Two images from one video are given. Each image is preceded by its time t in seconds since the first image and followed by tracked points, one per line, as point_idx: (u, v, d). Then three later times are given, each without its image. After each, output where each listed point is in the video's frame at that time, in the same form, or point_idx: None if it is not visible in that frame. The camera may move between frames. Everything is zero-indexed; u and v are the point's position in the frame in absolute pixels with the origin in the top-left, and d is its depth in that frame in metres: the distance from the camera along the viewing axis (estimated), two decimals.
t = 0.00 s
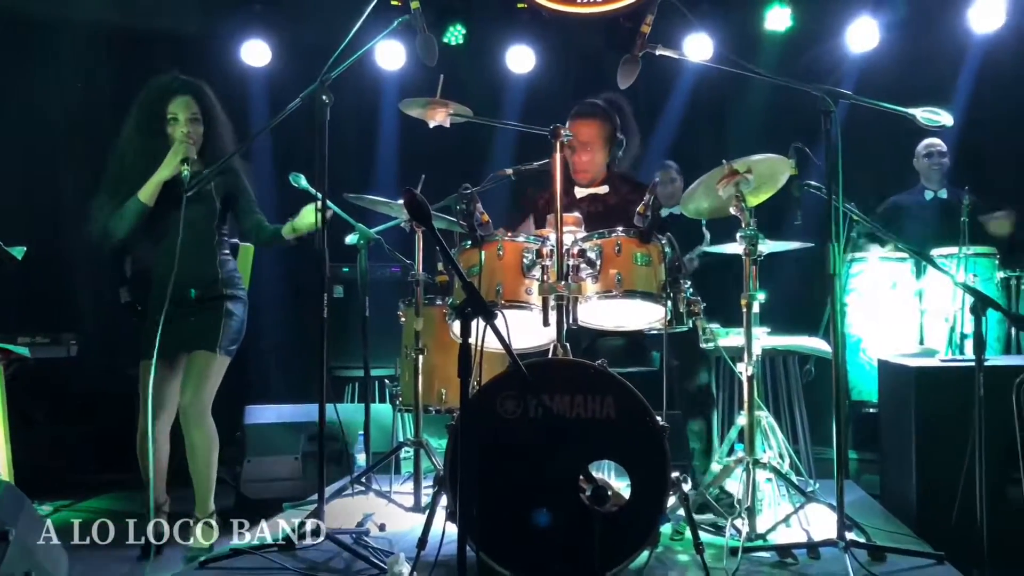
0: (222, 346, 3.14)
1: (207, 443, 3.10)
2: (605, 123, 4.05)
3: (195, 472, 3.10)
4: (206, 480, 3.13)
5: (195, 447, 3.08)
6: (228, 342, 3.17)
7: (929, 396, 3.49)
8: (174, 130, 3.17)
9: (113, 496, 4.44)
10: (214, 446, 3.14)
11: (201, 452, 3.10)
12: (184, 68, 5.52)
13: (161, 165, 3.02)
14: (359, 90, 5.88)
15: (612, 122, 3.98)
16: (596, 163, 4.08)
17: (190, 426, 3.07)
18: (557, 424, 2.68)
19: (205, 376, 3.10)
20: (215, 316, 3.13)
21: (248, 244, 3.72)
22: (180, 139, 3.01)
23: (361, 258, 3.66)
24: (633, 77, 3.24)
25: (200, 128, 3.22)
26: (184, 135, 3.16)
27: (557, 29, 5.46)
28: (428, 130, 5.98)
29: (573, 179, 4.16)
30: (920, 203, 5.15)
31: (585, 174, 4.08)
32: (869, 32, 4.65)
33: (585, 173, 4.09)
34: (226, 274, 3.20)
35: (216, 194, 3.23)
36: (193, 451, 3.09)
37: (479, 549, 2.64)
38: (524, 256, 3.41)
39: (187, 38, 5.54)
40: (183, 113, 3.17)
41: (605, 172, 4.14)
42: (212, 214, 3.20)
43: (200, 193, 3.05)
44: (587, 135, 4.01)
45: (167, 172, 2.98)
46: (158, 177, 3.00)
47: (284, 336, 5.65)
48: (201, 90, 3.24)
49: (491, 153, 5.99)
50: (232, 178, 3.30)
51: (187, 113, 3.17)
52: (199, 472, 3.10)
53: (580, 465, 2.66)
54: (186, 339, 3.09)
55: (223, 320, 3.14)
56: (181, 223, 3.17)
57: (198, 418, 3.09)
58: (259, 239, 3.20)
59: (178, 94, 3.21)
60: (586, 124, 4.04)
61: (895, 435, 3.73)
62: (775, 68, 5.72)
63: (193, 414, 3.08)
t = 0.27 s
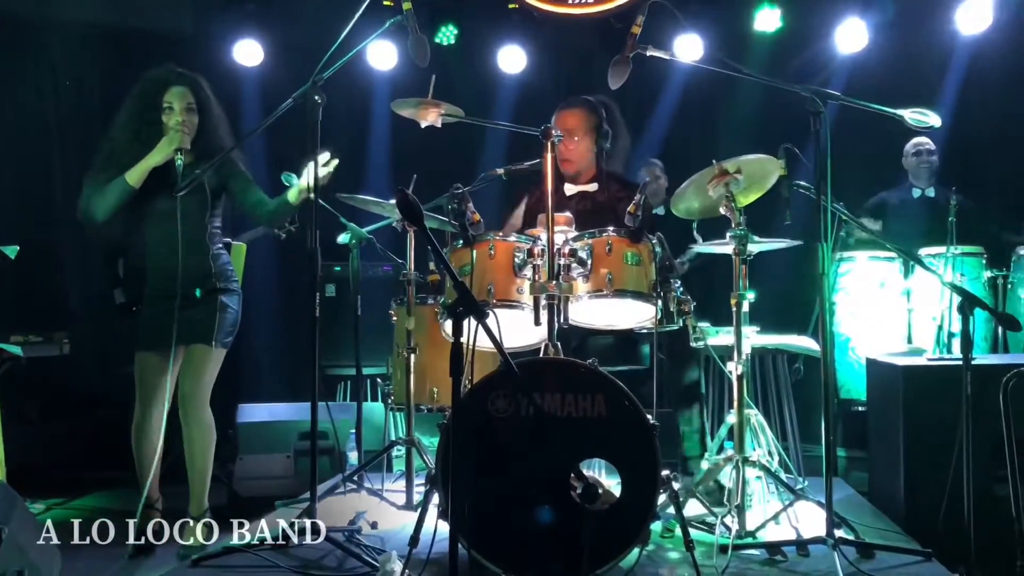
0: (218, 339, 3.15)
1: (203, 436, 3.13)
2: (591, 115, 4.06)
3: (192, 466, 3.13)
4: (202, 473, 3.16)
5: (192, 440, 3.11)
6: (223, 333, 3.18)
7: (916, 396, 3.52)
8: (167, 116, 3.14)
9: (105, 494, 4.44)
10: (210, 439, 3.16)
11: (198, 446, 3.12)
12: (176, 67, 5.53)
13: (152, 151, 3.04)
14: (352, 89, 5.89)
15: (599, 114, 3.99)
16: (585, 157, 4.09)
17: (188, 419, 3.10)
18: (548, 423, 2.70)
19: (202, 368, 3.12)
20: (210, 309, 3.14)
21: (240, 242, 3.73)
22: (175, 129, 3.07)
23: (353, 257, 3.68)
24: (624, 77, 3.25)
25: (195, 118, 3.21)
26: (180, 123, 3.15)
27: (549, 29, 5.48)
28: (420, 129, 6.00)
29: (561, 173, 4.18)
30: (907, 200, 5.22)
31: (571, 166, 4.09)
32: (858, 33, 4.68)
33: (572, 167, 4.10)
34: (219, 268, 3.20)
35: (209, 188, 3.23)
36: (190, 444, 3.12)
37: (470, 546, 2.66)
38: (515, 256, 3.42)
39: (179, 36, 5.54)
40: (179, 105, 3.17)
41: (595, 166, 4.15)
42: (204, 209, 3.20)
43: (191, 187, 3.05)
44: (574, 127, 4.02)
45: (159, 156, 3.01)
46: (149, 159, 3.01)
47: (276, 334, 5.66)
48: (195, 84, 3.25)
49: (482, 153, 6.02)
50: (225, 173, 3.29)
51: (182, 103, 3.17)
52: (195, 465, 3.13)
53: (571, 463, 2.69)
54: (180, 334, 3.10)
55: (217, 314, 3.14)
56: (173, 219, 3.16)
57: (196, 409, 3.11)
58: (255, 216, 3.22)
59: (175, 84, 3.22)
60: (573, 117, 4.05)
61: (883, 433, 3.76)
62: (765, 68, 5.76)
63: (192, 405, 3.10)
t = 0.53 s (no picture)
0: (210, 342, 3.18)
1: (196, 438, 3.16)
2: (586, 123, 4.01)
3: (184, 469, 3.16)
4: (194, 475, 3.19)
5: (184, 442, 3.14)
6: (215, 336, 3.20)
7: (906, 395, 3.56)
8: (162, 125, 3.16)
9: (99, 493, 4.44)
10: (202, 442, 3.19)
11: (189, 449, 3.15)
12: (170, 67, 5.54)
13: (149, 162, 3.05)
14: (345, 89, 5.90)
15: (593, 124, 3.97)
16: (578, 165, 4.10)
17: (178, 423, 3.12)
18: (541, 421, 2.71)
19: (193, 372, 3.14)
20: (203, 313, 3.16)
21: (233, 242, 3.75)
22: (170, 136, 3.05)
23: (346, 256, 3.69)
24: (616, 78, 3.26)
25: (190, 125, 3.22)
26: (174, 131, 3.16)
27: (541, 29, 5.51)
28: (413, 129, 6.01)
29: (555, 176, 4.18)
30: (895, 196, 5.27)
31: (567, 172, 4.10)
32: (847, 33, 4.72)
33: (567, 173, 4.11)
34: (212, 270, 3.22)
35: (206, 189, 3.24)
36: (182, 446, 3.14)
37: (464, 544, 2.69)
38: (508, 256, 3.44)
39: (173, 35, 5.55)
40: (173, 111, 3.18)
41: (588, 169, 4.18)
42: (200, 210, 3.21)
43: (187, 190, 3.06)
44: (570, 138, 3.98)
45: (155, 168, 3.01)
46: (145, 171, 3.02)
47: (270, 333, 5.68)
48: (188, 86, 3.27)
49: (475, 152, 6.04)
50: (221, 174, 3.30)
51: (177, 110, 3.17)
52: (187, 468, 3.16)
53: (563, 462, 2.71)
54: (172, 337, 3.11)
55: (209, 316, 3.17)
56: (165, 219, 3.16)
57: (187, 412, 3.13)
58: (250, 218, 3.24)
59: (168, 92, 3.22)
60: (568, 126, 3.97)
61: (872, 431, 3.80)
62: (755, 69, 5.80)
63: (181, 409, 3.12)
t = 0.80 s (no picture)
0: (206, 338, 3.20)
1: (192, 435, 3.18)
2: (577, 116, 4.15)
3: (180, 467, 3.17)
4: (189, 473, 3.21)
5: (181, 439, 3.16)
6: (211, 332, 3.22)
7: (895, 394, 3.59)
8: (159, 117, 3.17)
9: (93, 491, 4.45)
10: (198, 439, 3.21)
11: (185, 447, 3.17)
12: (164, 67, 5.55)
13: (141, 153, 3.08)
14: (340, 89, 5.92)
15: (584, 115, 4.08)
16: (568, 158, 4.15)
17: (176, 419, 3.15)
18: (535, 420, 2.74)
19: (191, 367, 3.16)
20: (199, 309, 3.18)
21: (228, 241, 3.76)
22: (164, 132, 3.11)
23: (340, 256, 3.70)
24: (609, 79, 3.28)
25: (186, 119, 3.23)
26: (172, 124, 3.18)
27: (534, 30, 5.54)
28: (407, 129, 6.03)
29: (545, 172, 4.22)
30: (887, 194, 5.32)
31: (555, 162, 4.13)
32: (838, 35, 4.74)
33: (556, 163, 4.15)
34: (208, 267, 3.24)
35: (200, 188, 3.24)
36: (179, 443, 3.17)
37: (458, 542, 2.71)
38: (502, 255, 3.47)
39: (168, 35, 5.55)
40: (172, 105, 3.19)
41: (578, 167, 4.22)
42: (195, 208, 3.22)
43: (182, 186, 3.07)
44: (561, 125, 4.09)
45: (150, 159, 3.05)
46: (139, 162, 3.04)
47: (264, 332, 5.69)
48: (185, 85, 3.28)
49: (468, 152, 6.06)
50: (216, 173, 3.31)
51: (173, 104, 3.19)
52: (184, 466, 3.18)
53: (556, 460, 2.73)
54: (169, 333, 3.12)
55: (205, 313, 3.18)
56: (161, 218, 3.18)
57: (184, 408, 3.17)
58: (247, 213, 3.26)
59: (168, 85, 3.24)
60: (560, 116, 4.12)
61: (862, 429, 3.83)
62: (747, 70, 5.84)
63: (180, 404, 3.15)
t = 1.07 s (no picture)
0: (206, 334, 3.22)
1: (191, 432, 3.20)
2: (570, 115, 4.09)
3: (179, 463, 3.19)
4: (188, 469, 3.21)
5: (181, 435, 3.18)
6: (211, 328, 3.25)
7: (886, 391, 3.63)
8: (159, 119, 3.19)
9: (90, 489, 4.46)
10: (197, 435, 3.23)
11: (185, 443, 3.19)
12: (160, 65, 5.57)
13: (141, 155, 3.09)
14: (336, 87, 5.94)
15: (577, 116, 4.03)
16: (563, 158, 4.19)
17: (177, 414, 3.18)
18: (529, 417, 2.76)
19: (192, 363, 3.20)
20: (200, 305, 3.21)
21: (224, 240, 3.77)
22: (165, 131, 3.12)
23: (336, 254, 3.71)
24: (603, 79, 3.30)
25: (186, 123, 3.25)
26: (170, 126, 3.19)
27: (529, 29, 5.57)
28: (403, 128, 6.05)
29: (544, 172, 4.28)
30: (881, 195, 5.36)
31: (552, 165, 4.19)
32: (831, 34, 4.76)
33: (553, 166, 4.21)
34: (206, 264, 3.26)
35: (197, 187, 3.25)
36: (179, 439, 3.18)
37: (454, 540, 2.72)
38: (497, 254, 3.49)
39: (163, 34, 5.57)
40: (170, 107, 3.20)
41: (576, 164, 4.27)
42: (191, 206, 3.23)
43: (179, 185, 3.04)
44: (554, 129, 4.06)
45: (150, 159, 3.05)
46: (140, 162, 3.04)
47: (260, 330, 5.71)
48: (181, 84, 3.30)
49: (463, 151, 6.08)
50: (213, 172, 3.33)
51: (174, 106, 3.20)
52: (183, 463, 3.19)
53: (551, 457, 2.75)
54: (169, 330, 3.15)
55: (205, 310, 3.21)
56: (158, 216, 3.19)
57: (185, 403, 3.19)
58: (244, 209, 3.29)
59: (170, 86, 3.25)
60: (552, 118, 4.08)
61: (854, 426, 3.87)
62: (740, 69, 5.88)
63: (181, 399, 3.18)
